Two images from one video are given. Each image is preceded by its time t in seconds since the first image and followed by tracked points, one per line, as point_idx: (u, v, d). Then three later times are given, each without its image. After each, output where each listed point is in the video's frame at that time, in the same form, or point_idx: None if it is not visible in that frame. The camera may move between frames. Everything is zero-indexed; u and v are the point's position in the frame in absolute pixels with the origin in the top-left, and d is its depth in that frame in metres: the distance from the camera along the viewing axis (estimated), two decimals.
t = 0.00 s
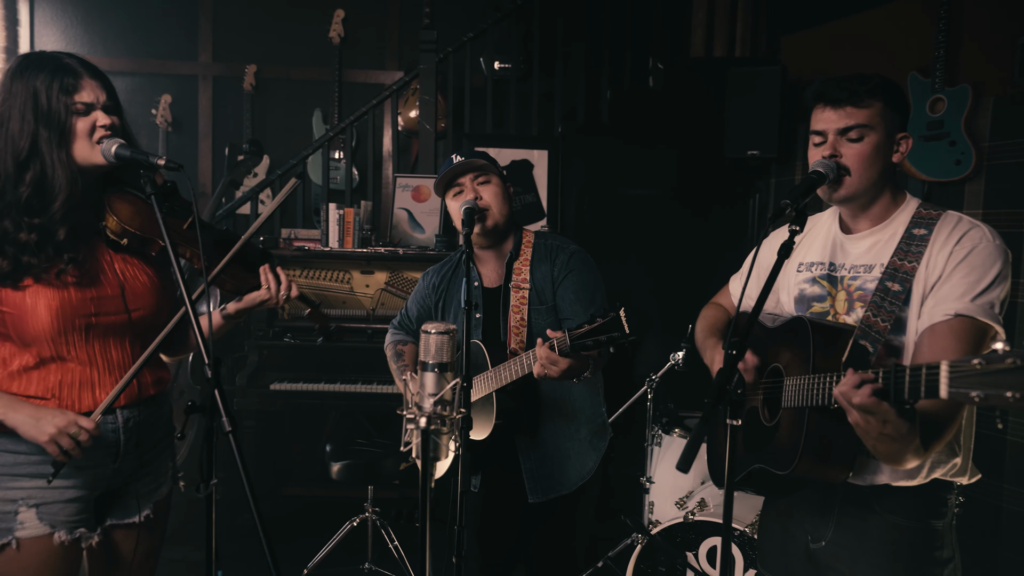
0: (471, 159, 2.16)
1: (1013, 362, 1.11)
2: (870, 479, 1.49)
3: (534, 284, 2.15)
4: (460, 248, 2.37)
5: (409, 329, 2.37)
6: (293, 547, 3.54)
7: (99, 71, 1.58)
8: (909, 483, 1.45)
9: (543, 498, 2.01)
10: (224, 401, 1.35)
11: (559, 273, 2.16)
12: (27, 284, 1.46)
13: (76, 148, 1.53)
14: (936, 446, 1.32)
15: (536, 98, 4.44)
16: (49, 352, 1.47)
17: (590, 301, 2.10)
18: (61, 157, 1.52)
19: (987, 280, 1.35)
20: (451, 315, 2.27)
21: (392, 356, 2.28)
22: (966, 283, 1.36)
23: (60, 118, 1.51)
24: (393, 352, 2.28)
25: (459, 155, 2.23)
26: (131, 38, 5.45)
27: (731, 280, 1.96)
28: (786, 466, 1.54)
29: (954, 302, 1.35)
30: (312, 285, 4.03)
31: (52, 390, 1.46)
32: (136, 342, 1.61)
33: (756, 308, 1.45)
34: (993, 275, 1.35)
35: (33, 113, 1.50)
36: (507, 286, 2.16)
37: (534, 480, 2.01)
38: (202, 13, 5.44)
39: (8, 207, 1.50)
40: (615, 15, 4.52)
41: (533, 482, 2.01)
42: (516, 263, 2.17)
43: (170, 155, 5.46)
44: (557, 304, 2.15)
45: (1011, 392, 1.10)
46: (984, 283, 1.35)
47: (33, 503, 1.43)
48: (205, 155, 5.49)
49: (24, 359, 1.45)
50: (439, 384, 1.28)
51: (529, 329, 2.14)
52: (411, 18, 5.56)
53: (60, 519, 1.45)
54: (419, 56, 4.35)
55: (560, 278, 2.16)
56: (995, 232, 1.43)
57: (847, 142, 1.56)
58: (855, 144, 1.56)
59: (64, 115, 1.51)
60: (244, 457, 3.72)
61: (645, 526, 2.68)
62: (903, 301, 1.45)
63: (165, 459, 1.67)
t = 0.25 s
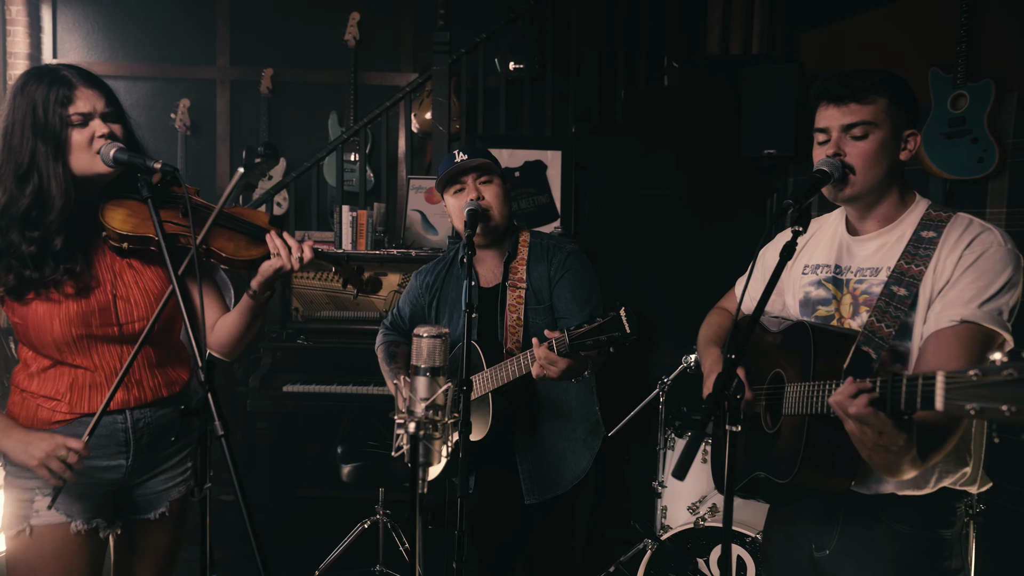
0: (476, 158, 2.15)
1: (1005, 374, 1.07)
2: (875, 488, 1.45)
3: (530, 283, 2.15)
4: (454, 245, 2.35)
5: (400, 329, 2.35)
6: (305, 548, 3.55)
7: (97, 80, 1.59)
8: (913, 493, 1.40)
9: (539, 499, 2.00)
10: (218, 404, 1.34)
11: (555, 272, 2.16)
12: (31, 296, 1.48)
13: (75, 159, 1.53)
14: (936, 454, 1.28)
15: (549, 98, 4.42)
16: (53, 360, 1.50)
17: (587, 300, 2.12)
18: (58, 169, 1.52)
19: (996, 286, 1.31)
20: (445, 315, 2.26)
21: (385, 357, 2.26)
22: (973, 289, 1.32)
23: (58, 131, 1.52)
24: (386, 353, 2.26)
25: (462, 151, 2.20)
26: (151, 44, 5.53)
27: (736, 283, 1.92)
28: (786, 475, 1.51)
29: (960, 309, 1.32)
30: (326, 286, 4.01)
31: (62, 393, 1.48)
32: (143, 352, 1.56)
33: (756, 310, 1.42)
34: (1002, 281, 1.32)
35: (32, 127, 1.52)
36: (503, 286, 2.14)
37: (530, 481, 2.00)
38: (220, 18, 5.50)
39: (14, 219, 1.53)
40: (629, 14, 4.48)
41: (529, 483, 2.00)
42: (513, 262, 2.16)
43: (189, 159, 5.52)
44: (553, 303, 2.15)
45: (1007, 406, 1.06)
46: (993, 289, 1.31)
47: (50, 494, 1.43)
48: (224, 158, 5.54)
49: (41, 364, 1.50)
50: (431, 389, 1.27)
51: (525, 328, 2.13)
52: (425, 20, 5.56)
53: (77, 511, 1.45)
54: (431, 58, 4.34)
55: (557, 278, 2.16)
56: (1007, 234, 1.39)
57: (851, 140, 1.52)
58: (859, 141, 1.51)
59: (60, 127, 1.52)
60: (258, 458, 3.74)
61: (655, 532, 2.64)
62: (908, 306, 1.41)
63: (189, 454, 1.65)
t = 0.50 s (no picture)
0: (480, 164, 2.16)
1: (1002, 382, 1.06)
2: (881, 497, 1.42)
3: (527, 292, 2.15)
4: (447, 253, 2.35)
5: (391, 338, 2.36)
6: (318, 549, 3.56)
7: (103, 89, 1.60)
8: (921, 501, 1.38)
9: (535, 507, 1.98)
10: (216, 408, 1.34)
11: (552, 281, 2.16)
12: (31, 299, 1.51)
13: (77, 169, 1.56)
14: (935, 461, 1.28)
15: (565, 100, 4.42)
16: (57, 360, 1.52)
17: (582, 311, 2.12)
18: (62, 181, 1.56)
19: (1006, 290, 1.33)
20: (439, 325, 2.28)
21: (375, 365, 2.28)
22: (982, 294, 1.34)
23: (63, 142, 1.54)
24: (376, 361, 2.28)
25: (464, 157, 2.20)
26: (174, 49, 5.61)
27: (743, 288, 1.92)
28: (787, 481, 1.52)
29: (968, 316, 1.33)
30: (342, 288, 4.02)
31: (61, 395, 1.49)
32: (142, 352, 1.56)
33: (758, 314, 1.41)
34: (1012, 285, 1.33)
35: (38, 136, 1.55)
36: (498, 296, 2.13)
37: (527, 492, 1.98)
38: (241, 23, 5.57)
39: (21, 224, 1.57)
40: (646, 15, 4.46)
41: (526, 493, 1.98)
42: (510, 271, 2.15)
43: (209, 162, 5.59)
44: (549, 313, 2.15)
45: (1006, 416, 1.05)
46: (1002, 293, 1.33)
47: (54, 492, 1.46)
48: (243, 161, 5.60)
49: (45, 364, 1.53)
50: (425, 393, 1.26)
51: (523, 338, 2.12)
52: (443, 23, 5.57)
53: (79, 510, 1.47)
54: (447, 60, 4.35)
55: (553, 286, 2.16)
56: (1017, 234, 1.40)
57: (858, 140, 1.53)
58: (866, 142, 1.53)
59: (65, 140, 1.54)
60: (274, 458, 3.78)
61: (665, 537, 2.62)
62: (914, 310, 1.43)
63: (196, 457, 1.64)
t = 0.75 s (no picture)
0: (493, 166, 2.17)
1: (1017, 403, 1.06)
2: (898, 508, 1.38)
3: (533, 294, 2.16)
4: (450, 254, 2.37)
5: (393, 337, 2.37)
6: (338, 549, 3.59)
7: (113, 98, 1.65)
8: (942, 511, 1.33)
9: (539, 507, 1.98)
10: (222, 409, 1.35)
11: (557, 284, 2.16)
12: (35, 302, 1.53)
13: (86, 174, 1.61)
14: (938, 484, 1.28)
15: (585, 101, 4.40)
16: (57, 361, 1.54)
17: (587, 313, 2.10)
18: (72, 185, 1.59)
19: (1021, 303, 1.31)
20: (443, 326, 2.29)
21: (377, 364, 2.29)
22: (999, 306, 1.31)
23: (73, 147, 1.58)
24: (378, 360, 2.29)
25: (476, 158, 2.20)
26: (200, 55, 5.71)
27: (758, 288, 1.90)
28: (800, 491, 1.54)
29: (982, 329, 1.31)
30: (363, 291, 4.07)
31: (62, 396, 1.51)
32: (142, 352, 1.59)
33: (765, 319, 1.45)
34: None
35: (49, 141, 1.57)
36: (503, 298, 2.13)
37: (531, 491, 1.99)
38: (265, 29, 5.64)
39: (25, 228, 1.59)
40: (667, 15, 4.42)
41: (530, 492, 1.99)
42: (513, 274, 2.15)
43: (234, 166, 5.68)
44: (555, 316, 2.15)
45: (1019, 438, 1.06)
46: (1018, 306, 1.31)
47: (54, 496, 1.48)
48: (267, 165, 5.67)
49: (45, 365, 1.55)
50: (428, 396, 1.25)
51: (526, 340, 2.13)
52: (464, 26, 5.59)
53: (79, 514, 1.49)
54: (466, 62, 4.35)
55: (558, 288, 2.16)
56: None
57: (873, 140, 1.50)
58: (881, 141, 1.49)
59: (76, 146, 1.58)
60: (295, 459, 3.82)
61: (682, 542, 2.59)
62: (931, 317, 1.40)
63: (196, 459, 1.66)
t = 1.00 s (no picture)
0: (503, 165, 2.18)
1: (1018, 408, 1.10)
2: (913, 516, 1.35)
3: (540, 292, 2.15)
4: (455, 253, 2.38)
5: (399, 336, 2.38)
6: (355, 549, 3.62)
7: (111, 98, 1.72)
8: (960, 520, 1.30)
9: (550, 506, 1.98)
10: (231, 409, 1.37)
11: (563, 280, 2.16)
12: (34, 302, 1.55)
13: (88, 174, 1.68)
14: (937, 493, 1.30)
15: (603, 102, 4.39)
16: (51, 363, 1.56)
17: (593, 308, 2.11)
18: (76, 183, 1.64)
19: None
20: (449, 325, 2.29)
21: (385, 364, 2.30)
22: (1016, 316, 1.30)
23: (77, 147, 1.64)
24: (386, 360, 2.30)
25: (488, 156, 2.20)
26: (222, 60, 5.80)
27: (772, 291, 1.88)
28: (810, 497, 1.53)
29: (997, 339, 1.29)
30: (381, 293, 4.08)
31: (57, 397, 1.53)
32: (138, 356, 1.63)
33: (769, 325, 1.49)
34: None
35: (55, 140, 1.62)
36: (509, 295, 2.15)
37: (541, 488, 1.99)
38: (286, 34, 5.72)
39: (26, 230, 1.62)
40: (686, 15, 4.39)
41: (541, 490, 1.99)
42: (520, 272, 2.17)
43: (256, 169, 5.76)
44: (562, 313, 2.15)
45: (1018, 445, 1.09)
46: None
47: (46, 504, 1.50)
48: (288, 168, 5.74)
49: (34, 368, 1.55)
50: (431, 398, 1.26)
51: (534, 337, 2.13)
52: (482, 28, 5.60)
53: (71, 521, 1.52)
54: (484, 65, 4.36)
55: (564, 285, 2.16)
56: None
57: (898, 139, 1.48)
58: (906, 141, 1.47)
59: (81, 145, 1.64)
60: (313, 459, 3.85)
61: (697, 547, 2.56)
62: (949, 324, 1.38)
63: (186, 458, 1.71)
